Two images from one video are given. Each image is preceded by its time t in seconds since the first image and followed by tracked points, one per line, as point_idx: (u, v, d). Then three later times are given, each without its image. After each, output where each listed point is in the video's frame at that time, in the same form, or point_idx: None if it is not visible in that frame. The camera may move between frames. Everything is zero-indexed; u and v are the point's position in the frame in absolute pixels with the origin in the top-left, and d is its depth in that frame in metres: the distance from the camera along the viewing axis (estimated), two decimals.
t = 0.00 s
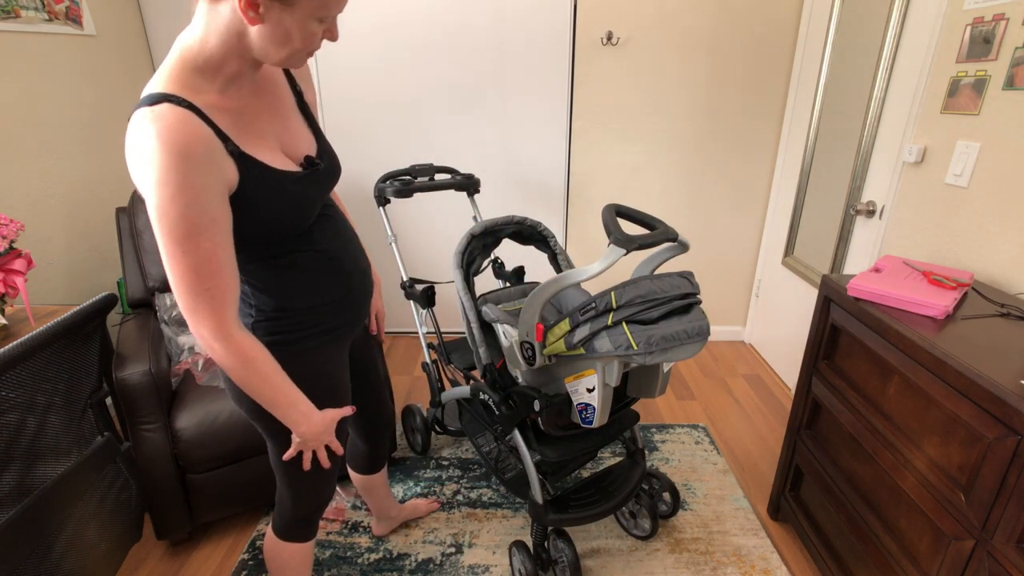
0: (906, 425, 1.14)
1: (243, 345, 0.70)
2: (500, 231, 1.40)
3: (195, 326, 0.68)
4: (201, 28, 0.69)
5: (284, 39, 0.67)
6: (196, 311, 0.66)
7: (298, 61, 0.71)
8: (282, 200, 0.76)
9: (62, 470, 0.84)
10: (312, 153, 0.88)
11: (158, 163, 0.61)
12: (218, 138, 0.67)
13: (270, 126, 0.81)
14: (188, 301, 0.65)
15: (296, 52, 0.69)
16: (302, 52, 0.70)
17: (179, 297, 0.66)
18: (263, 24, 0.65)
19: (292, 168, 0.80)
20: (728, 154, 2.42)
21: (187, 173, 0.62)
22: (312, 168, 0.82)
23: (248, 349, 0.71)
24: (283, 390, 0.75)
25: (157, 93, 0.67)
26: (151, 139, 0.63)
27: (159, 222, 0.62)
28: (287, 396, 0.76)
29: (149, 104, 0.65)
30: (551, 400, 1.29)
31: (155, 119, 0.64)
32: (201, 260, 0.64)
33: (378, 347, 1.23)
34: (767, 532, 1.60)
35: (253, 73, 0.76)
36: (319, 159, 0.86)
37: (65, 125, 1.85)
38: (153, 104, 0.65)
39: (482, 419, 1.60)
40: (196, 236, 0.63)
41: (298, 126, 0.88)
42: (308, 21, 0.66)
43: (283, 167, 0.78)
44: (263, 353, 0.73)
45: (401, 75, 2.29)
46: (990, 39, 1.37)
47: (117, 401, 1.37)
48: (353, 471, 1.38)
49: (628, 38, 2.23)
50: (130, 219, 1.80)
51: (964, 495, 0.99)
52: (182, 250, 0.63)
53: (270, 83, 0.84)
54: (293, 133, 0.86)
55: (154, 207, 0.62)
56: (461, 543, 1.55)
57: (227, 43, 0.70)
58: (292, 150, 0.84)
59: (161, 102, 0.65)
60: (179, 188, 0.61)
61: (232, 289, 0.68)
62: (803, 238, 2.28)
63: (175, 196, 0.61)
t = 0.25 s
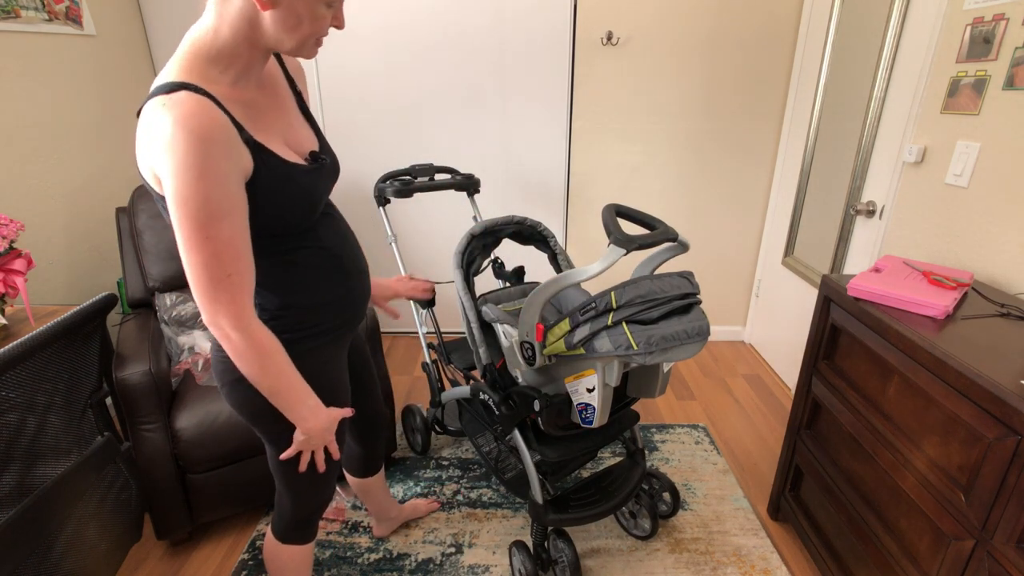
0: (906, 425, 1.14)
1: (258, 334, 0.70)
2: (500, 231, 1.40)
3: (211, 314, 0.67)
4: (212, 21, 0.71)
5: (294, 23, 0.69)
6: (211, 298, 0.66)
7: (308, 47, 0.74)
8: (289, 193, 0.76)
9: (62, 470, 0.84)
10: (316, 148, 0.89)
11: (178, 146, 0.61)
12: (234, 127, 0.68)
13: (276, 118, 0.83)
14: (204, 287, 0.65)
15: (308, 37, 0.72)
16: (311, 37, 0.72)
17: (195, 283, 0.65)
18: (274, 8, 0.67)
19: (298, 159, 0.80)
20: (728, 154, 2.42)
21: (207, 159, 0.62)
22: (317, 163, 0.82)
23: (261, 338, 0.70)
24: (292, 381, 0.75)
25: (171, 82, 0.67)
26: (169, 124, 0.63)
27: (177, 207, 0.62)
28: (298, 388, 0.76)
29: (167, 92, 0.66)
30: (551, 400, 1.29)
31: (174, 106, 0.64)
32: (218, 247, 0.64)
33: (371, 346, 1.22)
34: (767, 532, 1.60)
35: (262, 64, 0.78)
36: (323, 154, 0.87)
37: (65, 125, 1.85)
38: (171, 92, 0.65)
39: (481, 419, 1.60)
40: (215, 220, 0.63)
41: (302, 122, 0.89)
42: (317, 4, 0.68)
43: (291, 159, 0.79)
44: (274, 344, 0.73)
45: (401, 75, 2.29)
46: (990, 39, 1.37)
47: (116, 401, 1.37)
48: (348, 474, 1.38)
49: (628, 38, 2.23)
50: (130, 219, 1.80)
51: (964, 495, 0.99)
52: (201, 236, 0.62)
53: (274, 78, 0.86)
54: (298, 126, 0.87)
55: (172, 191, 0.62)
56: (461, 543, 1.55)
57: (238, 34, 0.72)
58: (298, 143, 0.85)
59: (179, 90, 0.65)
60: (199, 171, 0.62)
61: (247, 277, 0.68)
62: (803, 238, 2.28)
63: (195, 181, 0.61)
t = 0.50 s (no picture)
0: (906, 425, 1.14)
1: (253, 321, 0.68)
2: (500, 231, 1.40)
3: (205, 301, 0.66)
4: (213, 14, 0.72)
5: (287, 12, 0.69)
6: (206, 281, 0.65)
7: (304, 40, 0.74)
8: (285, 185, 0.76)
9: (62, 470, 0.84)
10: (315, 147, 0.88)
11: (178, 129, 0.62)
12: (234, 114, 0.68)
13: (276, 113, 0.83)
14: (200, 270, 0.64)
15: (304, 28, 0.72)
16: (306, 27, 0.72)
17: (191, 269, 0.64)
18: None
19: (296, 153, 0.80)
20: (728, 153, 2.42)
21: (206, 141, 0.62)
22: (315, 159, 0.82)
23: (256, 325, 0.69)
24: (286, 375, 0.72)
25: (174, 71, 0.68)
26: (170, 108, 0.63)
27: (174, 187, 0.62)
28: (293, 381, 0.73)
29: (169, 80, 0.66)
30: (551, 400, 1.29)
31: (175, 91, 0.65)
32: (215, 228, 0.63)
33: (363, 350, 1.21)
34: (767, 532, 1.60)
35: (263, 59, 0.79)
36: (322, 152, 0.86)
37: (65, 125, 1.85)
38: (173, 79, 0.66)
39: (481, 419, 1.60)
40: (213, 203, 0.63)
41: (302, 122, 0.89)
42: None
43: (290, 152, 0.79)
44: (270, 333, 0.71)
45: (401, 75, 2.29)
46: (990, 39, 1.37)
47: (117, 401, 1.37)
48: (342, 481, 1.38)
49: (628, 38, 2.23)
50: (130, 219, 1.80)
51: (964, 495, 0.99)
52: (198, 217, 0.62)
53: (275, 77, 0.87)
54: (297, 124, 0.87)
55: (170, 172, 0.62)
56: (461, 543, 1.55)
57: (238, 26, 0.72)
58: (297, 139, 0.84)
59: (181, 77, 0.66)
60: (198, 154, 0.62)
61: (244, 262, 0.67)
62: (803, 238, 2.28)
63: (193, 162, 0.61)
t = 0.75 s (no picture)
0: (906, 425, 1.14)
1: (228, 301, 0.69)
2: (500, 231, 1.40)
3: (181, 275, 0.66)
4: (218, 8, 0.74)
5: None
6: (182, 257, 0.66)
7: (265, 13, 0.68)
8: (266, 179, 0.75)
9: (62, 470, 0.84)
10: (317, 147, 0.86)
11: (168, 100, 0.63)
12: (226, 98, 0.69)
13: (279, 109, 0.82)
14: (177, 246, 0.65)
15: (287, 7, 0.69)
16: None
17: (169, 241, 0.65)
18: None
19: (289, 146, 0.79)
20: (727, 153, 2.42)
21: (191, 118, 0.64)
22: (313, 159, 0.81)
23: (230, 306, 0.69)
24: (257, 358, 0.72)
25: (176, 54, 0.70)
26: (163, 86, 0.65)
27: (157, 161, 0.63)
28: (268, 367, 0.73)
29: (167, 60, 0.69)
30: (551, 400, 1.29)
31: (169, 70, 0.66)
32: (194, 205, 0.64)
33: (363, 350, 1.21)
34: (767, 532, 1.60)
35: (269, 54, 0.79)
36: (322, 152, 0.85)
37: (65, 125, 1.85)
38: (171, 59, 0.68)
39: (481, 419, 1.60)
40: (195, 176, 0.64)
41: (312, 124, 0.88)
42: None
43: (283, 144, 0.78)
44: (246, 316, 0.71)
45: (401, 75, 2.29)
46: (990, 39, 1.37)
47: (117, 401, 1.37)
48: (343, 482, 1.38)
49: (628, 38, 2.23)
50: (130, 219, 1.80)
51: (964, 495, 0.99)
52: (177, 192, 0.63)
53: (291, 83, 0.88)
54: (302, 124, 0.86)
55: (155, 146, 0.63)
56: (461, 543, 1.55)
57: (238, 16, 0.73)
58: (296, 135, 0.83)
59: (179, 58, 0.68)
60: (183, 127, 0.63)
61: (222, 243, 0.68)
62: (803, 238, 2.28)
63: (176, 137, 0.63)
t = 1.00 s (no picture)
0: (906, 426, 1.13)
1: (194, 294, 0.70)
2: (501, 231, 1.40)
3: (154, 265, 0.68)
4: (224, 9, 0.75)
5: None
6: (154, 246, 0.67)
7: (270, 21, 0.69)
8: (251, 178, 0.75)
9: (62, 471, 0.84)
10: (317, 150, 0.86)
11: (154, 94, 0.65)
12: (215, 96, 0.71)
13: (280, 110, 0.82)
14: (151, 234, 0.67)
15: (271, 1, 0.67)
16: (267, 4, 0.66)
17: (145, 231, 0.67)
18: None
19: (285, 149, 0.79)
20: (728, 153, 2.42)
21: (174, 112, 0.65)
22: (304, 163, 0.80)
23: (196, 298, 0.70)
24: (220, 353, 0.72)
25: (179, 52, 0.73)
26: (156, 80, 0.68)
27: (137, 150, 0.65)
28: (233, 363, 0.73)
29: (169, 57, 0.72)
30: (551, 400, 1.29)
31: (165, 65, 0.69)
32: (167, 195, 0.66)
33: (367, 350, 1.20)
34: (767, 532, 1.60)
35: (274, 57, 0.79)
36: (320, 156, 0.84)
37: (65, 125, 1.85)
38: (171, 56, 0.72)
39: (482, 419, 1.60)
40: (171, 168, 0.65)
41: (315, 125, 0.88)
42: None
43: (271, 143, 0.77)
44: (213, 311, 0.72)
45: (401, 74, 2.29)
46: (990, 39, 1.37)
47: (117, 401, 1.37)
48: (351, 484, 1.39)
49: (628, 38, 2.23)
50: (131, 219, 1.80)
51: (964, 495, 0.99)
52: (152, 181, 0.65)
53: (303, 89, 0.88)
54: (304, 126, 0.85)
55: (138, 136, 0.65)
56: (461, 543, 1.55)
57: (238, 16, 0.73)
58: (295, 138, 0.83)
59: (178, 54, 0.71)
60: (164, 118, 0.65)
61: (193, 235, 0.69)
62: (803, 238, 2.28)
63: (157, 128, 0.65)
